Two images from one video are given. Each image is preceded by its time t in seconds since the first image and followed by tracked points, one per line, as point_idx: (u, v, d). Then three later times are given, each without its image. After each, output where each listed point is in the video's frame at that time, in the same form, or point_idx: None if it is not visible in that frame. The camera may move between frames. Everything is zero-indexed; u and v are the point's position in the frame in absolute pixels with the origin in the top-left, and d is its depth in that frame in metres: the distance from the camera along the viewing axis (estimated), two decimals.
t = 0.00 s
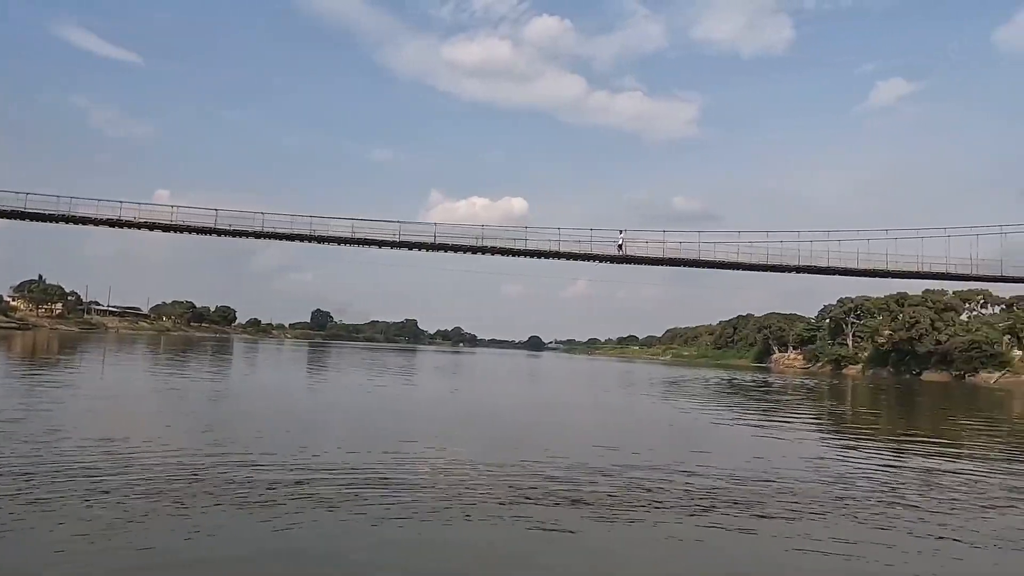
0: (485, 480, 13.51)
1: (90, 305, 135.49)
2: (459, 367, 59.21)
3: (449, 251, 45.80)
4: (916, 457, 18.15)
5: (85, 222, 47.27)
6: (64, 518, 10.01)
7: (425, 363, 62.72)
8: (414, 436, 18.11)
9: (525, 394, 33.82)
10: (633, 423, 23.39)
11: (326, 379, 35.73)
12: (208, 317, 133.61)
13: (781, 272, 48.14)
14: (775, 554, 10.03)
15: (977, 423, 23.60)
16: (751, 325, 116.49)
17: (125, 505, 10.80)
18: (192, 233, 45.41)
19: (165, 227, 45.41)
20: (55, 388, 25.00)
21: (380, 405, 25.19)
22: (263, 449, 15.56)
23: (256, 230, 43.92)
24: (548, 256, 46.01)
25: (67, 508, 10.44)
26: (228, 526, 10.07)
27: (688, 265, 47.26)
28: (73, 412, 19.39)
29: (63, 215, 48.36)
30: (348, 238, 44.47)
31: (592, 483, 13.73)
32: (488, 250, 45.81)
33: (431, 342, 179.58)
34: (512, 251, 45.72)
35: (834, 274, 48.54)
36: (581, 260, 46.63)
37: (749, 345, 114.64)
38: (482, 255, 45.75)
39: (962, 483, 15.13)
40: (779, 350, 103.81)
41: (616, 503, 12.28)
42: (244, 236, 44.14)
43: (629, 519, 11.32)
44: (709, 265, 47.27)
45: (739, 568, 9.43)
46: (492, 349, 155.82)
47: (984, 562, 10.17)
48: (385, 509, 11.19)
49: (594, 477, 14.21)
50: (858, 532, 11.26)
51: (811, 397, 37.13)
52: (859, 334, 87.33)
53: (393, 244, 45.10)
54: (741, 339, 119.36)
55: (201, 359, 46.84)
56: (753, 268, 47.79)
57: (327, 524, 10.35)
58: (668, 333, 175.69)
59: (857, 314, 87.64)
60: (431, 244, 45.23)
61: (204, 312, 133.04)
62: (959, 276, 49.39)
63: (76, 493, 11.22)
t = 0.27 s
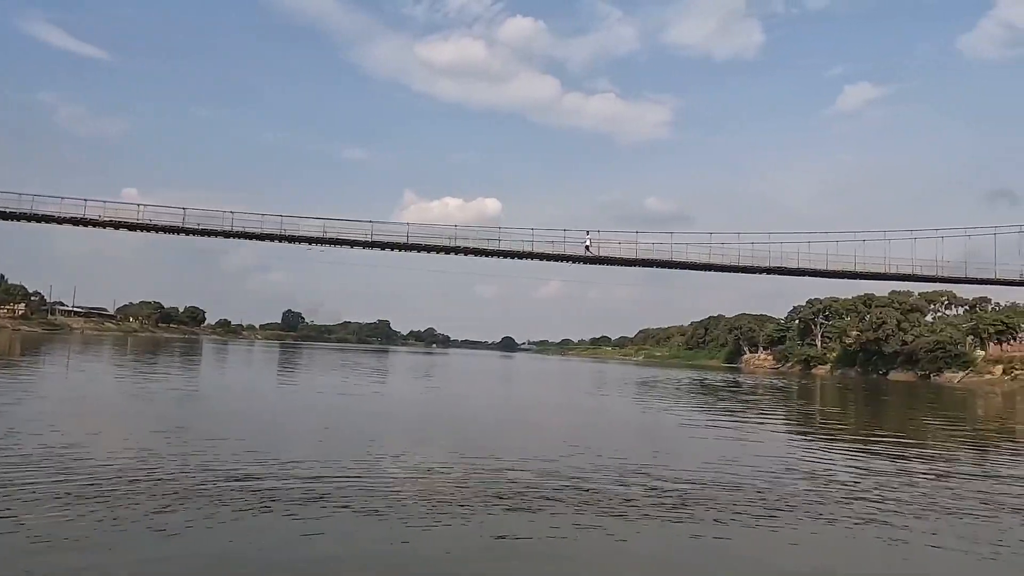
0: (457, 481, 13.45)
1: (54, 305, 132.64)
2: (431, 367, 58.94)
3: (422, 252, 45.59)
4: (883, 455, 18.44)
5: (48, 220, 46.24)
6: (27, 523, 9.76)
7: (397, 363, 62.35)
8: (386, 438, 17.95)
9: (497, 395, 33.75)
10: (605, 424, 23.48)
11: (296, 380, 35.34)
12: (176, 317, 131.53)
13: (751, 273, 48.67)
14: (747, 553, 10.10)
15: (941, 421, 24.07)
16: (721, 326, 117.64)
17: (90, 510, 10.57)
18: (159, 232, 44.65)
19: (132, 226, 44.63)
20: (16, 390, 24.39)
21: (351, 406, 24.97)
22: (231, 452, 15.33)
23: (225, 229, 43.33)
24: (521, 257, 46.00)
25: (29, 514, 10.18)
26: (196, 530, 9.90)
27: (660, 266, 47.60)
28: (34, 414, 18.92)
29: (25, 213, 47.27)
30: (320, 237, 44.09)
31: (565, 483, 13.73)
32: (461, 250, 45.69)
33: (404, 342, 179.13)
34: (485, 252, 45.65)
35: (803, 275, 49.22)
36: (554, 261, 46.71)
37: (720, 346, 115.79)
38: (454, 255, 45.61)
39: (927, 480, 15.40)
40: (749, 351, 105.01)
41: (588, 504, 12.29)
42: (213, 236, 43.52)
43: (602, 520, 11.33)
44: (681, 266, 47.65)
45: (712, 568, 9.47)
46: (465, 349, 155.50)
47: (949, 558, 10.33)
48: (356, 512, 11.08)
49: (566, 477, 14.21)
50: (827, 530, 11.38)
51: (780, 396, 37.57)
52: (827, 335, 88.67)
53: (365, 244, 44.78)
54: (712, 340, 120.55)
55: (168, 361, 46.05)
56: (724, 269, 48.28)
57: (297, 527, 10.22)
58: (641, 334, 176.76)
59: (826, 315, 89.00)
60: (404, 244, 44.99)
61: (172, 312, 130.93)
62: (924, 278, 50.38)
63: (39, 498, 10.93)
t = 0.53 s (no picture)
0: (440, 483, 13.44)
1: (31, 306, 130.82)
2: (415, 368, 58.72)
3: (405, 252, 45.46)
4: (863, 455, 18.64)
5: (25, 219, 45.59)
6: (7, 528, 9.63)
7: (380, 365, 62.11)
8: (369, 440, 17.87)
9: (481, 396, 33.70)
10: (588, 425, 23.51)
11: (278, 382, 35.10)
12: (157, 318, 130.16)
13: (734, 274, 48.97)
14: (732, 554, 10.16)
15: (920, 421, 24.35)
16: (704, 326, 118.30)
17: (71, 513, 10.48)
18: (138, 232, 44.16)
19: (110, 226, 44.10)
20: None
21: (332, 408, 24.82)
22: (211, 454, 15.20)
23: (206, 229, 42.96)
24: (504, 257, 46.00)
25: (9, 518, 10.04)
26: (180, 533, 9.81)
27: (644, 267, 47.79)
28: (11, 417, 18.65)
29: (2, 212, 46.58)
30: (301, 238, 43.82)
31: (548, 484, 13.78)
32: (444, 250, 45.60)
33: (387, 343, 178.80)
34: (468, 252, 45.59)
35: (785, 276, 49.61)
36: (538, 261, 46.73)
37: (703, 347, 116.42)
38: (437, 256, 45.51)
39: (906, 481, 15.58)
40: (732, 352, 105.69)
41: (573, 504, 12.33)
42: (194, 236, 43.13)
43: (587, 521, 11.37)
44: (664, 267, 47.87)
45: (697, 569, 9.50)
46: (448, 350, 155.19)
47: (931, 558, 10.42)
48: (340, 514, 11.03)
49: (551, 478, 14.24)
50: (810, 531, 11.49)
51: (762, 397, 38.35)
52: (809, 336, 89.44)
53: (348, 244, 44.58)
54: (695, 340, 121.17)
55: (148, 362, 45.56)
56: (706, 270, 48.55)
57: (282, 530, 10.17)
58: (624, 335, 177.34)
59: (807, 316, 89.82)
60: (387, 244, 44.84)
61: (152, 313, 129.56)
62: (904, 279, 50.95)
63: (18, 502, 10.78)
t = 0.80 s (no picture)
0: (425, 484, 13.38)
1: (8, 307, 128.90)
2: (398, 370, 58.45)
3: (389, 253, 45.26)
4: (845, 455, 18.79)
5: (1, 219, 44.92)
6: None
7: (363, 366, 61.80)
8: (353, 441, 17.78)
9: (465, 397, 33.63)
10: (572, 426, 23.51)
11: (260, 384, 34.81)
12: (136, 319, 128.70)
13: (717, 275, 49.23)
14: (722, 553, 10.17)
15: (901, 421, 24.60)
16: (687, 328, 118.85)
17: (54, 516, 10.32)
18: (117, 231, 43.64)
19: (89, 225, 43.54)
20: None
21: (315, 409, 24.65)
22: (193, 456, 15.03)
23: (186, 229, 42.53)
24: (488, 258, 45.94)
25: None
26: (165, 536, 9.68)
27: (627, 268, 47.92)
28: None
29: None
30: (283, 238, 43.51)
31: (533, 485, 13.75)
32: (428, 251, 45.45)
33: (370, 344, 178.04)
34: (452, 253, 45.48)
35: (768, 277, 49.95)
36: (522, 262, 46.71)
37: (685, 348, 116.95)
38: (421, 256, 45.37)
39: (889, 480, 15.73)
40: (714, 353, 106.24)
41: (560, 504, 12.32)
42: (174, 235, 42.70)
43: (576, 521, 11.35)
44: (648, 268, 48.04)
45: (687, 568, 9.51)
46: (432, 351, 154.77)
47: (918, 557, 10.51)
48: (326, 516, 10.94)
49: (537, 479, 14.23)
50: (797, 530, 11.55)
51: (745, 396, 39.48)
52: (790, 337, 90.14)
53: (331, 244, 44.31)
54: (678, 341, 121.73)
55: (128, 363, 45.04)
56: (690, 271, 48.77)
57: (270, 532, 10.08)
58: (607, 336, 177.84)
59: (789, 317, 90.55)
60: (371, 245, 44.63)
61: (132, 314, 128.09)
62: (884, 281, 51.50)
63: None
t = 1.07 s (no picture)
0: (408, 485, 13.31)
1: None
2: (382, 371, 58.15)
3: (373, 253, 45.05)
4: (827, 455, 18.91)
5: None
6: None
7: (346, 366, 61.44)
8: (338, 443, 17.66)
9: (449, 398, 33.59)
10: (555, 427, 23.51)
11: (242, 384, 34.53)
12: (116, 319, 127.18)
13: (701, 276, 49.47)
14: (706, 554, 10.18)
15: (882, 421, 24.81)
16: (670, 328, 119.42)
17: (35, 520, 10.17)
18: (96, 230, 43.06)
19: (67, 224, 42.96)
20: None
21: (297, 411, 24.47)
22: (172, 458, 14.86)
23: (166, 229, 42.08)
24: (472, 258, 45.87)
25: None
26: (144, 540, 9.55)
27: (612, 269, 48.02)
28: None
29: None
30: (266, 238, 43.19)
31: (518, 485, 13.74)
32: (412, 251, 45.30)
33: (353, 345, 177.25)
34: (436, 253, 45.37)
35: (751, 279, 50.25)
36: (507, 262, 46.69)
37: (669, 348, 117.42)
38: (405, 257, 45.21)
39: (871, 481, 15.84)
40: (698, 353, 106.75)
41: (545, 505, 12.29)
42: (154, 235, 42.21)
43: (560, 522, 11.33)
44: (632, 269, 48.19)
45: (672, 569, 9.50)
46: (416, 352, 154.30)
47: (900, 557, 10.57)
48: (309, 518, 10.84)
49: (523, 480, 14.22)
50: (780, 530, 11.58)
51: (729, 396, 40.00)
52: (773, 337, 90.76)
53: (314, 244, 44.04)
54: (662, 342, 122.20)
55: (106, 364, 44.51)
56: (674, 272, 48.95)
57: (252, 535, 9.97)
58: (591, 337, 178.27)
59: (772, 318, 91.19)
60: (355, 245, 44.41)
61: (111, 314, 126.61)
62: (866, 282, 51.97)
63: None
